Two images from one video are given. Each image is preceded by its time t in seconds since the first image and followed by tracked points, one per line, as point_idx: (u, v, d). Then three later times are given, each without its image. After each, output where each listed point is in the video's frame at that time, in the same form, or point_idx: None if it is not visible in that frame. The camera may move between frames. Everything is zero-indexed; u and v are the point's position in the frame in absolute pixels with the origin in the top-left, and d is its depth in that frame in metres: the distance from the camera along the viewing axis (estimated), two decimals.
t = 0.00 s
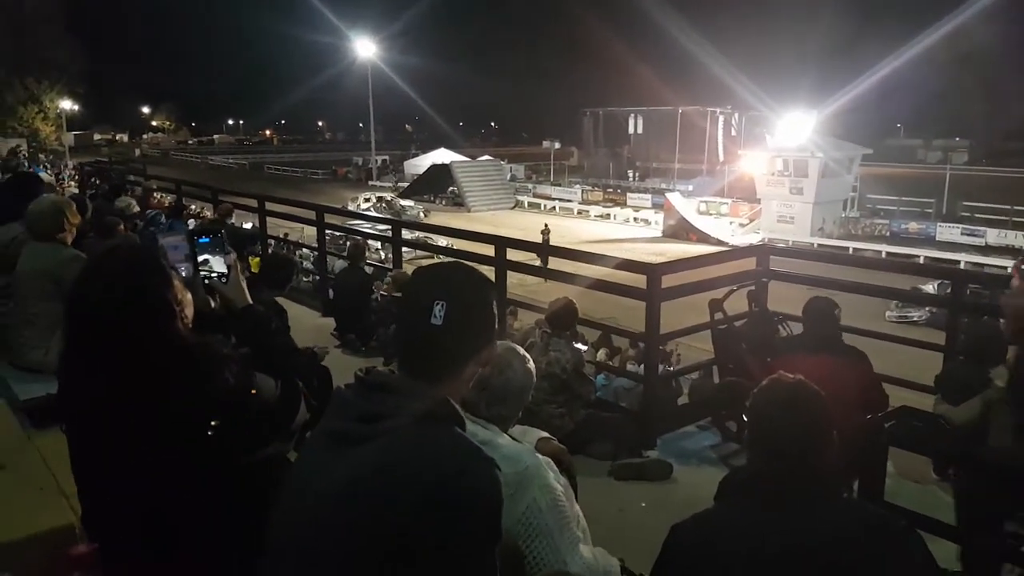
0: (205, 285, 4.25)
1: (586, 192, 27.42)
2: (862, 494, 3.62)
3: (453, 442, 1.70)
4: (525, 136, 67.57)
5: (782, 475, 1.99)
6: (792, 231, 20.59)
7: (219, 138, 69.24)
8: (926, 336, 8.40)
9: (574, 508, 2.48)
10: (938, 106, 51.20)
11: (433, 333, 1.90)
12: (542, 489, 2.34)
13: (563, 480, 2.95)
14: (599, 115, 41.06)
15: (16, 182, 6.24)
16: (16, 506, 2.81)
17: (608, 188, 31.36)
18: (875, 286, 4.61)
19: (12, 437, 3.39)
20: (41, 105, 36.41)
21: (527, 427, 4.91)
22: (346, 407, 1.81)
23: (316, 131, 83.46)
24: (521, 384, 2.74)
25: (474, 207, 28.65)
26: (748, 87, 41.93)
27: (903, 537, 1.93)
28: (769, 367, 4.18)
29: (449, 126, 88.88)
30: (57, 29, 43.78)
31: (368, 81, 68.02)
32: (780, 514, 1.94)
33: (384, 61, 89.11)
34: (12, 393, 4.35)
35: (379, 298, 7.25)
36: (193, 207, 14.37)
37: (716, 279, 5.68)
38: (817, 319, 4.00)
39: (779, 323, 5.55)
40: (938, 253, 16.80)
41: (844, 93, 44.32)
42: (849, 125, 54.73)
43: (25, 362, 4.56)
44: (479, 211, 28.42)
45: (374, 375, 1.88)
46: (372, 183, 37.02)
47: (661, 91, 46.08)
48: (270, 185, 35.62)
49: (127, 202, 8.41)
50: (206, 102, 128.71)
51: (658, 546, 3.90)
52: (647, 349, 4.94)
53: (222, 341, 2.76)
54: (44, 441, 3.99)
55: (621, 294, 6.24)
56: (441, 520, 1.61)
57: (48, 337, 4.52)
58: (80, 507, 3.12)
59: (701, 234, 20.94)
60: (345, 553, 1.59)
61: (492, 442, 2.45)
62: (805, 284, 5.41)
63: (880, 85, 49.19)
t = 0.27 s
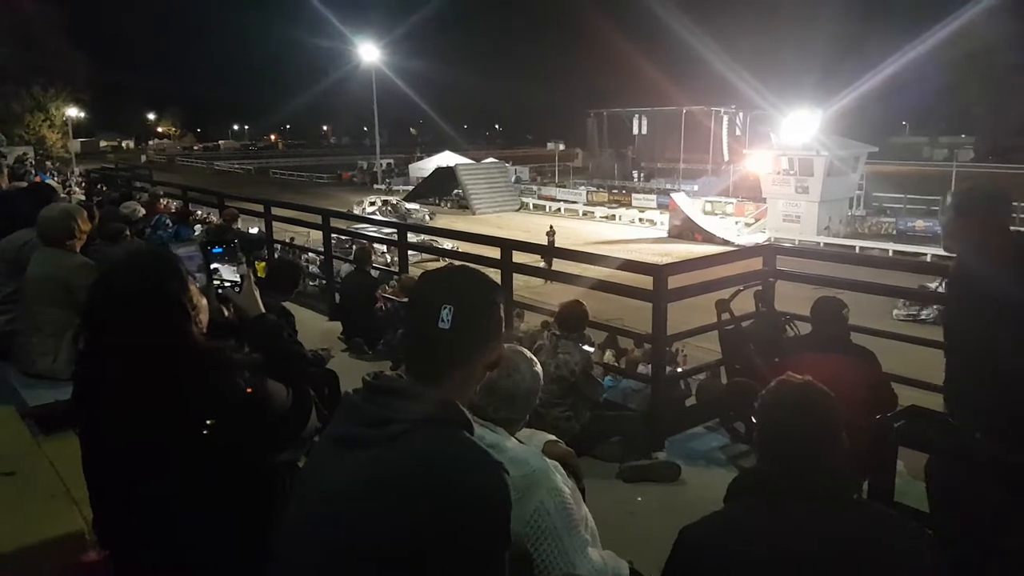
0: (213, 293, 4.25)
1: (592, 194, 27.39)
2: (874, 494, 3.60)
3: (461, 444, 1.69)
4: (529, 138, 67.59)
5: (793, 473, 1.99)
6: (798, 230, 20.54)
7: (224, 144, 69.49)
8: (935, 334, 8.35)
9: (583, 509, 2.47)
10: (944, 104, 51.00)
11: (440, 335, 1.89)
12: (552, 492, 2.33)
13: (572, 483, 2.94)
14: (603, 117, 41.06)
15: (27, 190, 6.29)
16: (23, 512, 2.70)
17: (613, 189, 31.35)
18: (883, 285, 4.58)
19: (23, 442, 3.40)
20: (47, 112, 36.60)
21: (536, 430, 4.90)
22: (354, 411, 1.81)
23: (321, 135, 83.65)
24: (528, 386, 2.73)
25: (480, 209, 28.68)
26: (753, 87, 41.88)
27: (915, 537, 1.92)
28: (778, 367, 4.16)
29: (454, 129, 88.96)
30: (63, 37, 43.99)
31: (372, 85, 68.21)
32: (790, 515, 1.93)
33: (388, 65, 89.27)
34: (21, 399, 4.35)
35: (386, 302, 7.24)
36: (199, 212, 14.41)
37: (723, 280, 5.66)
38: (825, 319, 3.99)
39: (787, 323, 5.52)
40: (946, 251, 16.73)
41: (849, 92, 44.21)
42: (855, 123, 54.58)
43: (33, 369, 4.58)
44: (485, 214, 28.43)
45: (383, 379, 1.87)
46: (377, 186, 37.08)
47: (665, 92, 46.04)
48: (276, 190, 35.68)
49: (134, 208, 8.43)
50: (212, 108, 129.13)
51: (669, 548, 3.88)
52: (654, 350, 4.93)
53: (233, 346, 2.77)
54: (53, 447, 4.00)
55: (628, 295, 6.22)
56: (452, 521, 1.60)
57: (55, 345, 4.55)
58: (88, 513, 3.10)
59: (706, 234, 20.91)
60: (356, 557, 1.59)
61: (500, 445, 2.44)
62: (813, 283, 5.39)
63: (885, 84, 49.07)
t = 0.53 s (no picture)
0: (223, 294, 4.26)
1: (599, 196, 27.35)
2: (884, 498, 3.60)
3: (469, 448, 1.69)
4: (536, 141, 67.56)
5: (803, 475, 1.99)
6: (806, 234, 20.47)
7: (233, 146, 69.71)
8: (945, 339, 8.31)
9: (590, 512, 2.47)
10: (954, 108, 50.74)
11: (448, 339, 1.90)
12: (562, 492, 2.34)
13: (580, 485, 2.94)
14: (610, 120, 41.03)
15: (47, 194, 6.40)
16: (31, 509, 2.71)
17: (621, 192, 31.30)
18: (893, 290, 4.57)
19: (33, 442, 3.40)
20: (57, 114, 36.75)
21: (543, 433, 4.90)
22: (363, 413, 1.81)
23: (329, 137, 83.80)
24: (537, 389, 2.73)
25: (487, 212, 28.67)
26: (762, 90, 41.75)
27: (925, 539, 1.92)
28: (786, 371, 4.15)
29: (461, 132, 89.07)
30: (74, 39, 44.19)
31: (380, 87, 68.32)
32: (799, 519, 1.93)
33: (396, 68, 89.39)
34: (32, 399, 4.37)
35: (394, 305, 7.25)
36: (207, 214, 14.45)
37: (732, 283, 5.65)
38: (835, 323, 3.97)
39: (795, 326, 5.50)
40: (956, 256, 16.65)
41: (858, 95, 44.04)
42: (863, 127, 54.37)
43: (45, 370, 4.60)
44: (492, 216, 28.43)
45: (393, 381, 1.88)
46: (385, 188, 37.10)
47: (673, 94, 45.94)
48: (285, 192, 35.79)
49: (143, 210, 8.47)
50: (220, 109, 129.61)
51: (676, 550, 3.88)
52: (662, 353, 4.92)
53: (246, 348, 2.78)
54: (65, 446, 4.01)
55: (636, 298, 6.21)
56: (461, 522, 1.60)
57: (65, 346, 4.56)
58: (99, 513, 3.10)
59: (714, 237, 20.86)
60: (360, 555, 1.60)
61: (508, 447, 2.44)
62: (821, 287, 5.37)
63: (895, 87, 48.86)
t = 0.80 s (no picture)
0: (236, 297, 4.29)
1: (610, 199, 27.33)
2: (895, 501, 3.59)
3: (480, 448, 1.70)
4: (546, 143, 67.52)
5: (813, 480, 1.98)
6: (818, 236, 20.37)
7: (244, 149, 70.09)
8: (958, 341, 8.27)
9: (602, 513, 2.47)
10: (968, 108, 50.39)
11: (459, 340, 1.91)
12: (573, 494, 2.34)
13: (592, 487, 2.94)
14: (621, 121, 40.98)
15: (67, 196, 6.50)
16: (48, 509, 2.73)
17: (631, 194, 31.27)
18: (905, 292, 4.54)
19: (46, 443, 3.42)
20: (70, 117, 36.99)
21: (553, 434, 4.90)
22: (374, 413, 1.82)
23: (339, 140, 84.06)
24: (548, 389, 2.73)
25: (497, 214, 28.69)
26: (773, 92, 41.63)
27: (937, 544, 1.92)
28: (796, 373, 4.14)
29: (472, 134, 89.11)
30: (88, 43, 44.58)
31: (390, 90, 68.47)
32: (809, 520, 1.93)
33: (406, 70, 89.54)
34: (47, 400, 4.42)
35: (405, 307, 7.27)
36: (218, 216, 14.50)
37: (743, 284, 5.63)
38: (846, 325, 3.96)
39: (807, 328, 5.48)
40: (969, 258, 16.54)
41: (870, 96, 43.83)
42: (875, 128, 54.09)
43: (60, 371, 4.64)
44: (502, 218, 28.44)
45: (404, 382, 1.89)
46: (395, 191, 37.17)
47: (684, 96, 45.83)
48: (296, 195, 35.94)
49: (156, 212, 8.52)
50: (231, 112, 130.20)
51: (686, 552, 3.87)
52: (673, 355, 4.92)
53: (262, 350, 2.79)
54: (80, 445, 4.05)
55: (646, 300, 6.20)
56: (466, 522, 1.61)
57: (80, 348, 4.60)
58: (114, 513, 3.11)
59: (725, 239, 20.80)
60: (365, 554, 1.60)
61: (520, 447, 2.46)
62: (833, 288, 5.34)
63: (908, 88, 48.57)
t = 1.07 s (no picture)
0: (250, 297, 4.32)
1: (622, 200, 27.29)
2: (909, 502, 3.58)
3: (490, 446, 1.71)
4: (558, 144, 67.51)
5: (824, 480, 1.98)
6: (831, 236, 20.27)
7: (258, 151, 70.46)
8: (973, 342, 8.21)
9: (613, 511, 2.49)
10: (983, 110, 50.01)
11: (469, 339, 1.92)
12: (584, 493, 2.36)
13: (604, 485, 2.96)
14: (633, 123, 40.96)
15: (85, 198, 6.61)
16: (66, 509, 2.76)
17: (643, 195, 31.22)
18: (920, 293, 4.50)
19: (68, 438, 3.49)
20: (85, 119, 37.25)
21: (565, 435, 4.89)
22: (387, 411, 1.84)
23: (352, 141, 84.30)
24: (557, 388, 2.74)
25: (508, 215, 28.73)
26: (787, 92, 41.45)
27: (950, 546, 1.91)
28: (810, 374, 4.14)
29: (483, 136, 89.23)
30: (104, 47, 44.98)
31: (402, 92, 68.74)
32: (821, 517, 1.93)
33: (418, 72, 89.87)
34: (65, 400, 4.47)
35: (417, 308, 7.30)
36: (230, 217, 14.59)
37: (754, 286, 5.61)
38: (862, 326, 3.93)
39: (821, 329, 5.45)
40: (984, 258, 16.45)
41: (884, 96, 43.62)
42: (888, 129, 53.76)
43: (76, 372, 4.69)
44: (513, 219, 28.46)
45: (416, 381, 1.90)
46: (406, 192, 37.27)
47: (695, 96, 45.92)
48: (309, 197, 36.12)
49: (170, 214, 8.58)
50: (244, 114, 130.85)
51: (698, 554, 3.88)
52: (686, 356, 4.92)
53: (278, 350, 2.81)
54: (98, 445, 4.09)
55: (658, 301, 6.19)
56: (474, 520, 1.62)
57: (97, 350, 4.63)
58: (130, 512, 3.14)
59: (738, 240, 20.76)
60: (372, 553, 1.62)
61: (534, 445, 2.48)
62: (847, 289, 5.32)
63: (922, 88, 48.33)
